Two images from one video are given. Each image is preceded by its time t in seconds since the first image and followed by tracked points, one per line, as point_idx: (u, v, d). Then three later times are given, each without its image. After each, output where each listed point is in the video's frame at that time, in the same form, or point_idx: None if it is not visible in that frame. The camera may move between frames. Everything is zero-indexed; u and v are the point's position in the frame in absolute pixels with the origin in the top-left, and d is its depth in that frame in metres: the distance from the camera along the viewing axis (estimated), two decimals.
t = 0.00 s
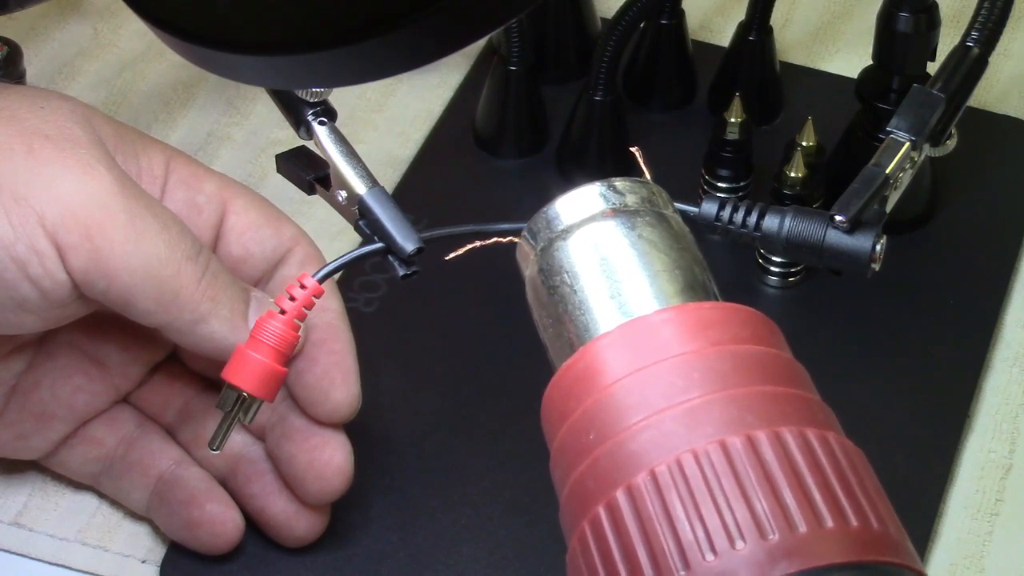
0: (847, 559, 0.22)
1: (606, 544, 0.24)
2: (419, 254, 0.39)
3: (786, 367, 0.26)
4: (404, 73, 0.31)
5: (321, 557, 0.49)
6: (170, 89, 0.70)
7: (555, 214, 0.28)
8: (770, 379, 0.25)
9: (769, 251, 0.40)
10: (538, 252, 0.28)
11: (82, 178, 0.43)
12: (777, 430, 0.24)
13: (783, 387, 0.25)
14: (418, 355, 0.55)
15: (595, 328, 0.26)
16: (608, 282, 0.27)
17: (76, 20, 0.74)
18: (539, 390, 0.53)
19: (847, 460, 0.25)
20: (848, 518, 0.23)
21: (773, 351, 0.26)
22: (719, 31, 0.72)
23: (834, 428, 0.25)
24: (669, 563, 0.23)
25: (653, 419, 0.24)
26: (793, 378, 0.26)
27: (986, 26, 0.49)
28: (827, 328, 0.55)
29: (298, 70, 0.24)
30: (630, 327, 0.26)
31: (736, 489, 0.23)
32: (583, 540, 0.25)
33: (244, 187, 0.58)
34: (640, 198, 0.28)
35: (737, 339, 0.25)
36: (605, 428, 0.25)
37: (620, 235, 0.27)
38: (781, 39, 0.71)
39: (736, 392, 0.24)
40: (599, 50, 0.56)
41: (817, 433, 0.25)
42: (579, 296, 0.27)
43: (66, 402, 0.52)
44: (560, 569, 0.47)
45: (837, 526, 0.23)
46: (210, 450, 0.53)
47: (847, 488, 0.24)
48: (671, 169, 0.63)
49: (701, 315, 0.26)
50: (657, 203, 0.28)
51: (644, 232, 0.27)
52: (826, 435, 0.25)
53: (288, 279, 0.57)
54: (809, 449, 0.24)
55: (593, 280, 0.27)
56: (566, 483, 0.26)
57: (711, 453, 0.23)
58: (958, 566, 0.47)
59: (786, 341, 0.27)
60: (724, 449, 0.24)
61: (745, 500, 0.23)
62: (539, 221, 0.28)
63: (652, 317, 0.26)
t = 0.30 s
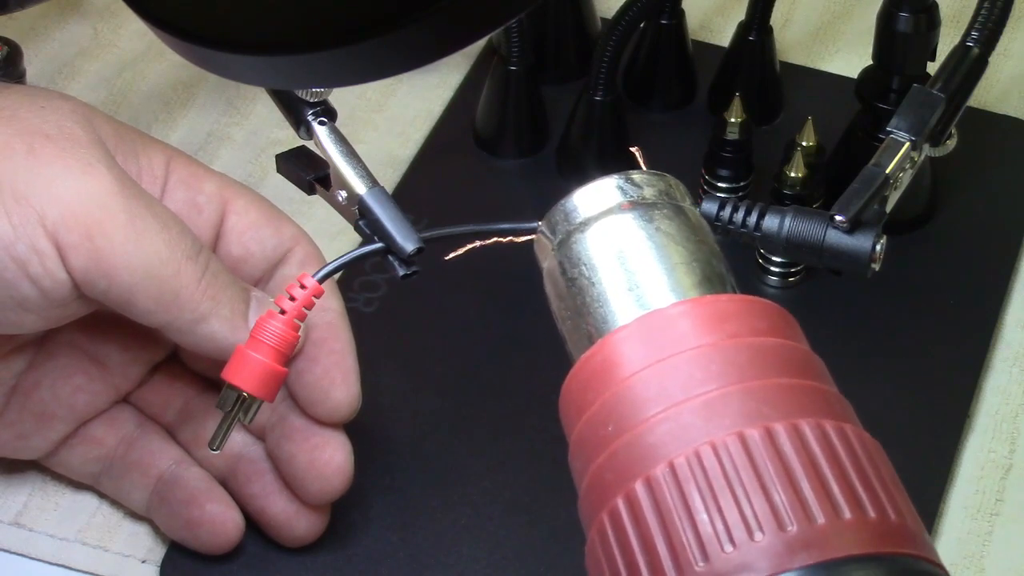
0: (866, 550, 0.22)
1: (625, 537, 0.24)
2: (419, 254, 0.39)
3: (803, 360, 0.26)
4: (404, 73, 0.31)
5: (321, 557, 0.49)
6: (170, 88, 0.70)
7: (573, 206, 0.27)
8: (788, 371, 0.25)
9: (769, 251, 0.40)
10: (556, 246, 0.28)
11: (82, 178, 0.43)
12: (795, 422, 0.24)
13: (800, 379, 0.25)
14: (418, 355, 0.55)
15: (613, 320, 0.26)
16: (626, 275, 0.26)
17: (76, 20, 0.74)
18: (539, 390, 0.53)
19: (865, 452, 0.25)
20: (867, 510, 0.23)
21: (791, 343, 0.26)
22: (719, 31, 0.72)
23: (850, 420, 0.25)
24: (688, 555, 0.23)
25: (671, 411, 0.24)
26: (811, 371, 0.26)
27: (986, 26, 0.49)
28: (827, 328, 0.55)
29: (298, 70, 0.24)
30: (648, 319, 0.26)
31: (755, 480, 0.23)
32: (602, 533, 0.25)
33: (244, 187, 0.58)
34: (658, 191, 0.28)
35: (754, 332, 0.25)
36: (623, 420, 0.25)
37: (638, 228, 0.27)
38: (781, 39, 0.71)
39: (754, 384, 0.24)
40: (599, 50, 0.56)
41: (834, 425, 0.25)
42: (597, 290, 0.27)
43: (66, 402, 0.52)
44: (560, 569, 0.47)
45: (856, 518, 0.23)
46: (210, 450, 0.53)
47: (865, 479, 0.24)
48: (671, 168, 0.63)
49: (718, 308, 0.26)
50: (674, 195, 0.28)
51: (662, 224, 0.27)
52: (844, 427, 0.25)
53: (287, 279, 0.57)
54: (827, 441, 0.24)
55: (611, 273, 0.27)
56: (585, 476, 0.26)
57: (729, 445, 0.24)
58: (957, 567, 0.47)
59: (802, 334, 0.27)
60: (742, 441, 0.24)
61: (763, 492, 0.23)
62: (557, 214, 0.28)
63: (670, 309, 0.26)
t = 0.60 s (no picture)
0: (865, 564, 0.22)
1: (623, 546, 0.24)
2: (419, 254, 0.39)
3: (805, 369, 0.25)
4: (404, 73, 0.31)
5: (321, 557, 0.49)
6: (170, 88, 0.70)
7: (576, 212, 0.27)
8: (790, 381, 0.25)
9: (770, 251, 0.40)
10: (558, 252, 0.28)
11: (82, 178, 0.43)
12: (796, 433, 0.24)
13: (802, 389, 0.25)
14: (418, 355, 0.55)
15: (616, 329, 0.26)
16: (629, 283, 0.26)
17: (76, 20, 0.74)
18: (539, 390, 0.53)
19: (866, 463, 0.25)
20: (867, 522, 0.23)
21: (793, 352, 0.26)
22: (719, 31, 0.72)
23: (852, 430, 0.25)
24: (685, 565, 0.23)
25: (671, 421, 0.24)
26: (813, 380, 0.25)
27: (986, 26, 0.49)
28: (827, 328, 0.55)
29: (298, 70, 0.24)
30: (650, 327, 0.25)
31: (754, 491, 0.23)
32: (599, 541, 0.25)
33: (244, 188, 0.58)
34: (662, 197, 0.27)
35: (756, 340, 0.25)
36: (624, 429, 0.25)
37: (642, 236, 0.26)
38: (781, 39, 0.71)
39: (756, 394, 0.24)
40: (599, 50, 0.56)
41: (836, 435, 0.24)
42: (599, 297, 0.27)
43: (66, 402, 0.52)
44: (560, 570, 0.47)
45: (855, 531, 0.23)
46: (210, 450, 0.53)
47: (865, 491, 0.24)
48: (671, 169, 0.63)
49: (721, 316, 0.25)
50: (678, 201, 0.28)
51: (666, 232, 0.27)
52: (846, 437, 0.25)
53: (287, 279, 0.57)
54: (828, 452, 0.24)
55: (614, 281, 0.26)
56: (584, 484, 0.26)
57: (730, 456, 0.23)
58: (957, 567, 0.47)
59: (805, 341, 0.27)
60: (742, 452, 0.23)
61: (762, 504, 0.23)
62: (560, 220, 0.28)
63: (672, 317, 0.25)
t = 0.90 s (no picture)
0: None
1: (599, 560, 0.25)
2: (419, 254, 0.39)
3: (783, 384, 0.26)
4: (404, 73, 0.31)
5: (321, 557, 0.49)
6: (170, 88, 0.70)
7: (555, 227, 0.27)
8: (766, 396, 0.25)
9: (769, 251, 0.40)
10: (536, 265, 0.28)
11: (82, 178, 0.43)
12: (772, 447, 0.24)
13: (779, 405, 0.25)
14: (418, 356, 0.55)
15: (593, 342, 0.27)
16: (607, 297, 0.27)
17: (76, 20, 0.74)
18: (539, 390, 0.53)
19: (841, 477, 0.25)
20: (842, 538, 0.23)
21: (770, 367, 0.26)
22: (719, 31, 0.72)
23: (829, 445, 0.26)
24: None
25: (647, 436, 0.24)
26: (790, 395, 0.26)
27: (986, 26, 0.49)
28: (827, 328, 0.55)
29: (298, 70, 0.24)
30: (628, 342, 0.26)
31: (729, 506, 0.23)
32: (576, 555, 0.25)
33: (244, 187, 0.58)
34: (640, 212, 0.28)
35: (734, 356, 0.25)
36: (600, 444, 0.25)
37: (620, 249, 0.27)
38: (781, 39, 0.71)
39: (733, 408, 0.24)
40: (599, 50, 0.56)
41: (812, 450, 0.25)
42: (577, 311, 0.27)
43: (65, 402, 0.52)
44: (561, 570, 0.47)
45: (830, 546, 0.23)
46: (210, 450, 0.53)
47: (841, 506, 0.24)
48: (671, 169, 0.63)
49: (698, 332, 0.26)
50: (657, 216, 0.28)
51: (644, 246, 0.27)
52: (822, 452, 0.25)
53: (288, 279, 0.57)
54: (803, 467, 0.24)
55: (592, 294, 0.27)
56: (561, 498, 0.26)
57: (705, 470, 0.24)
58: (957, 567, 0.47)
59: (783, 355, 0.27)
60: (717, 466, 0.24)
61: (737, 519, 0.23)
62: (539, 233, 0.28)
63: (650, 332, 0.26)
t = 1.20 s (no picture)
0: (846, 550, 0.22)
1: (605, 537, 0.25)
2: (419, 254, 0.39)
3: (785, 359, 0.26)
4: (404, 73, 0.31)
5: (321, 557, 0.49)
6: (170, 89, 0.70)
7: (557, 207, 0.27)
8: (770, 371, 0.25)
9: (769, 251, 0.40)
10: (539, 245, 0.28)
11: (82, 178, 0.43)
12: (776, 421, 0.24)
13: (782, 379, 0.25)
14: (418, 356, 0.55)
15: (596, 321, 0.27)
16: (610, 276, 0.27)
17: (76, 20, 0.74)
18: (539, 390, 0.53)
19: (846, 451, 0.25)
20: (846, 509, 0.23)
21: (773, 343, 0.26)
22: (719, 31, 0.72)
23: (833, 419, 0.26)
24: (666, 554, 0.23)
25: (651, 412, 0.24)
26: (793, 370, 0.26)
27: (986, 26, 0.49)
28: (827, 328, 0.55)
29: (298, 70, 0.24)
30: (631, 319, 0.26)
31: (733, 480, 0.23)
32: (582, 533, 0.25)
33: (244, 188, 0.58)
34: (642, 191, 0.28)
35: (736, 331, 0.26)
36: (604, 420, 0.25)
37: (623, 228, 0.27)
38: (781, 39, 0.71)
39: (735, 383, 0.24)
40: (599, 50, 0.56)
41: (816, 424, 0.25)
42: (580, 291, 0.27)
43: (65, 402, 0.52)
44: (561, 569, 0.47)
45: (834, 517, 0.23)
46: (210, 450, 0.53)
47: (846, 478, 0.24)
48: (671, 168, 0.63)
49: (700, 308, 0.26)
50: (659, 195, 0.28)
51: (646, 225, 0.27)
52: (826, 426, 0.25)
53: (288, 279, 0.57)
54: (807, 440, 0.24)
55: (595, 274, 0.27)
56: (566, 477, 0.26)
57: (710, 445, 0.24)
58: (958, 567, 0.47)
59: (786, 332, 0.27)
60: (721, 441, 0.24)
61: (742, 492, 0.23)
62: (541, 214, 0.28)
63: (654, 309, 0.26)
